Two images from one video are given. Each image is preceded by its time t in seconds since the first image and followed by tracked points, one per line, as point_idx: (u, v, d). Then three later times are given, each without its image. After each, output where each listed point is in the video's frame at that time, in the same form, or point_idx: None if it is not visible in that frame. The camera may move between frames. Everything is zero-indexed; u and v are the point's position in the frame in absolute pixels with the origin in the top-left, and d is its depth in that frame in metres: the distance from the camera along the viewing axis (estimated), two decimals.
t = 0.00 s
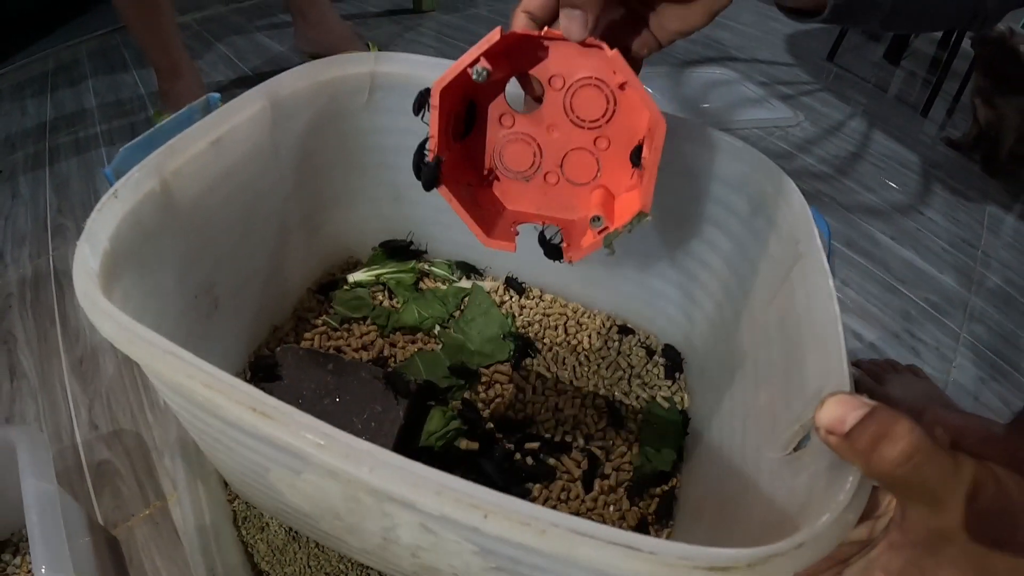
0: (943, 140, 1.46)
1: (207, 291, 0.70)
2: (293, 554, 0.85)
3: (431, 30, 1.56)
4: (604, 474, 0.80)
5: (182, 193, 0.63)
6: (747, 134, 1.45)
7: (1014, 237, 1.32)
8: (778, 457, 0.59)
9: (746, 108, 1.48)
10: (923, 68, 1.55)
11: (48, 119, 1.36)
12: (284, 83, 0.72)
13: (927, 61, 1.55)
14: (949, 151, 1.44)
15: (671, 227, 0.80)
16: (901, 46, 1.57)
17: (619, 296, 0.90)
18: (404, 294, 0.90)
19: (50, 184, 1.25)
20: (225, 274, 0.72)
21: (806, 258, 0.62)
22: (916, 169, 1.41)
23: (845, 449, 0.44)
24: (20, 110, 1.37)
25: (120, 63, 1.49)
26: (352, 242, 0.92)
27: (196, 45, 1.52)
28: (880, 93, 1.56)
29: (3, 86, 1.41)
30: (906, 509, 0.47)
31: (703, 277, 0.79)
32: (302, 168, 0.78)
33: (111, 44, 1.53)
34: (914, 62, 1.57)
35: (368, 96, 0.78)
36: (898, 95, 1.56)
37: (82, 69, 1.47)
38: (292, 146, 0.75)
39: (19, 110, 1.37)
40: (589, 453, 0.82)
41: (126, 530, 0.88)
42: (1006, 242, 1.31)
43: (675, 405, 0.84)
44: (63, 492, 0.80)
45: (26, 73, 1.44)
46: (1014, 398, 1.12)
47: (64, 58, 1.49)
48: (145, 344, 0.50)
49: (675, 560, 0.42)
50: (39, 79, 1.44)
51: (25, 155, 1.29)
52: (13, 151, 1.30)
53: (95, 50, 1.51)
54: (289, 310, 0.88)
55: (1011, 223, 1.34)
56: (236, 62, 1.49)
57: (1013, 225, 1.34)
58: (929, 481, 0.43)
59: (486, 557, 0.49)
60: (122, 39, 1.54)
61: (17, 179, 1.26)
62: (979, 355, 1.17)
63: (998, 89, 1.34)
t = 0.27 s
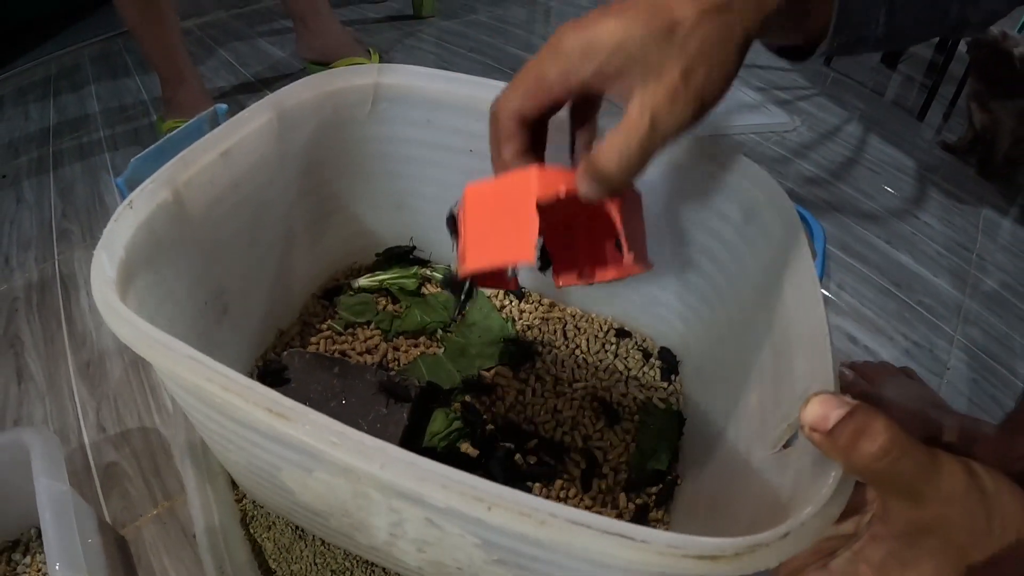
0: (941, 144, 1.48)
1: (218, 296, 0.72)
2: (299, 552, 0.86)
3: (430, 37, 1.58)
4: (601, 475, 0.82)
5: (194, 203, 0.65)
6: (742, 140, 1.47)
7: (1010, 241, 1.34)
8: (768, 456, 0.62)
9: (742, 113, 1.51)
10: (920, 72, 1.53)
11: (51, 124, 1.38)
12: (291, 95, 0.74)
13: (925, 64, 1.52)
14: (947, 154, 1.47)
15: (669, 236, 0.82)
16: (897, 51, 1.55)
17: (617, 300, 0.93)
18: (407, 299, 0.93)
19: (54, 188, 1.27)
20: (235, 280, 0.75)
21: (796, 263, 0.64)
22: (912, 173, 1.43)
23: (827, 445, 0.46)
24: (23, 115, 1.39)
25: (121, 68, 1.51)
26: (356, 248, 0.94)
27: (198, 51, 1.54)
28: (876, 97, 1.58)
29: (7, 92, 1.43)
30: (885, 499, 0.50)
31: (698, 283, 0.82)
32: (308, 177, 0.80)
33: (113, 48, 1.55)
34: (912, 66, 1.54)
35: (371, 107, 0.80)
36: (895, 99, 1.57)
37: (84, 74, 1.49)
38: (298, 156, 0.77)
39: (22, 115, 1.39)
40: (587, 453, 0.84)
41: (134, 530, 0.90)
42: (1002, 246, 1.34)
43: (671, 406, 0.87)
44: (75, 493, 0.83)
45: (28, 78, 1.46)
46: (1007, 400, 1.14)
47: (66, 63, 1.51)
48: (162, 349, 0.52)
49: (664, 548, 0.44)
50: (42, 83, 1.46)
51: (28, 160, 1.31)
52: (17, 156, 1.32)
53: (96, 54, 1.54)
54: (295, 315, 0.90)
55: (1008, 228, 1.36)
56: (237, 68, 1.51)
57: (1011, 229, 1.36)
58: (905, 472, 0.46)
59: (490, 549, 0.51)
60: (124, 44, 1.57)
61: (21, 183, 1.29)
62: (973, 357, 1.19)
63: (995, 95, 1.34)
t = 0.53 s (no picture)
0: (937, 140, 1.48)
1: (220, 290, 0.72)
2: (300, 547, 0.86)
3: (428, 33, 1.58)
4: (602, 467, 0.83)
5: (196, 197, 0.65)
6: (741, 135, 1.47)
7: (1010, 237, 1.34)
8: (768, 447, 0.62)
9: (741, 109, 1.51)
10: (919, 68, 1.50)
11: (49, 121, 1.38)
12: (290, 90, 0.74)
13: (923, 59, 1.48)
14: (943, 150, 1.47)
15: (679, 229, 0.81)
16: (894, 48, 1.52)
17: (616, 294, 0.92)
18: (408, 293, 0.93)
19: (52, 185, 1.27)
20: (236, 275, 0.75)
21: (796, 255, 0.65)
22: (911, 169, 1.43)
23: (827, 435, 0.48)
24: (20, 112, 1.39)
25: (119, 64, 1.51)
26: (356, 243, 0.94)
27: (196, 47, 1.54)
28: (874, 94, 1.59)
29: (4, 89, 1.43)
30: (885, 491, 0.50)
31: (697, 278, 0.82)
32: (309, 172, 0.80)
33: (111, 45, 1.55)
34: (909, 61, 1.51)
35: (372, 102, 0.80)
36: (893, 95, 1.57)
37: (81, 70, 1.49)
38: (299, 151, 0.77)
39: (20, 111, 1.39)
40: (588, 447, 0.84)
41: (135, 526, 0.90)
42: (1001, 243, 1.34)
43: (672, 399, 0.87)
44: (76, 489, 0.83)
45: (25, 75, 1.46)
46: (1005, 395, 1.14)
47: (64, 59, 1.51)
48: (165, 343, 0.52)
49: (666, 535, 0.45)
50: (39, 80, 1.46)
51: (26, 157, 1.31)
52: (14, 152, 1.32)
53: (93, 50, 1.54)
54: (296, 310, 0.90)
55: (1007, 223, 1.36)
56: (235, 64, 1.51)
57: (1008, 226, 1.36)
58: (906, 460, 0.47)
59: (492, 540, 0.51)
60: (121, 41, 1.56)
61: (19, 179, 1.29)
62: (971, 352, 1.19)
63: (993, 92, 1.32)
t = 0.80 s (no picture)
0: (936, 134, 1.48)
1: (217, 287, 0.72)
2: (300, 542, 0.86)
3: (426, 28, 1.57)
4: (600, 462, 0.81)
5: (192, 193, 0.65)
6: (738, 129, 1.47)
7: (1007, 231, 1.35)
8: (767, 441, 0.62)
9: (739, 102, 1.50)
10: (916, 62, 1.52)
11: (45, 118, 1.38)
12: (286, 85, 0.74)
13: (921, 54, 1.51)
14: (942, 144, 1.47)
15: (676, 225, 0.81)
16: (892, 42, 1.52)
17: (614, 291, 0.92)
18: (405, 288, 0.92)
19: (49, 182, 1.27)
20: (233, 271, 0.75)
21: (794, 252, 0.65)
22: (909, 163, 1.43)
23: (822, 426, 0.46)
24: (16, 109, 1.39)
25: (115, 60, 1.51)
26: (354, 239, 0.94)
27: (192, 43, 1.53)
28: (872, 87, 1.58)
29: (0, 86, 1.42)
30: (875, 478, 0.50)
31: (696, 274, 0.82)
32: (306, 168, 0.80)
33: (105, 41, 1.54)
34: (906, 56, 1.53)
35: (368, 98, 0.80)
36: (892, 88, 1.57)
37: (78, 67, 1.48)
38: (295, 147, 0.77)
39: (15, 109, 1.39)
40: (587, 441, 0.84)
41: (135, 522, 0.91)
42: (998, 236, 1.34)
43: (670, 393, 0.87)
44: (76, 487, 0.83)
45: (21, 72, 1.46)
46: (1002, 388, 1.15)
47: (59, 55, 1.50)
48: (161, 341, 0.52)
49: (664, 529, 0.45)
50: (34, 77, 1.46)
51: (22, 154, 1.31)
52: (11, 150, 1.32)
53: (89, 47, 1.53)
54: (294, 305, 0.90)
55: (1004, 217, 1.37)
56: (232, 60, 1.51)
57: (1005, 219, 1.37)
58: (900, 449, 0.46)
59: (490, 534, 0.52)
60: (117, 37, 1.56)
61: (16, 177, 1.28)
62: (969, 346, 1.20)
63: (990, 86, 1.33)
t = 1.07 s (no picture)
0: (945, 124, 1.42)
1: (204, 297, 0.70)
2: (297, 555, 0.84)
3: (427, 16, 1.53)
4: (605, 475, 0.78)
5: (173, 204, 0.63)
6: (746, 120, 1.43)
7: (1015, 220, 1.31)
8: (784, 466, 0.60)
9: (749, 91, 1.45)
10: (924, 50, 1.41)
11: (42, 112, 1.32)
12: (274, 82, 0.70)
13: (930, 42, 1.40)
14: (950, 134, 1.42)
15: (685, 227, 0.78)
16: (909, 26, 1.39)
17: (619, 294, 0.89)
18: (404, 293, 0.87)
19: (45, 180, 1.23)
20: (222, 280, 0.72)
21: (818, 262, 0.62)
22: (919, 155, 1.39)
23: (845, 464, 0.48)
24: (12, 104, 1.32)
25: (110, 52, 1.42)
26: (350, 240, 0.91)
27: (188, 31, 1.49)
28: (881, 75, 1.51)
29: None
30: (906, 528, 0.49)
31: (706, 280, 0.79)
32: (298, 169, 0.77)
33: (97, 24, 1.45)
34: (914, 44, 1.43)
35: (363, 94, 0.76)
36: (897, 79, 1.47)
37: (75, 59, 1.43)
38: (286, 147, 0.74)
39: (12, 104, 1.33)
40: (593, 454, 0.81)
41: (130, 532, 0.89)
42: (1007, 227, 1.31)
43: (679, 401, 0.84)
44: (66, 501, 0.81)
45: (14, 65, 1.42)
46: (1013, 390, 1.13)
47: (56, 47, 1.41)
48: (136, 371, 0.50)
49: None
50: (29, 71, 1.38)
51: (19, 150, 1.27)
52: (5, 145, 1.27)
53: (85, 37, 1.44)
54: (288, 311, 0.85)
55: (1011, 208, 1.33)
56: (230, 52, 1.47)
57: (1015, 211, 1.33)
58: (926, 498, 0.46)
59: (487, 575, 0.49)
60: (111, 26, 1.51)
61: (11, 174, 1.25)
62: (980, 346, 1.18)
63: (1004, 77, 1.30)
